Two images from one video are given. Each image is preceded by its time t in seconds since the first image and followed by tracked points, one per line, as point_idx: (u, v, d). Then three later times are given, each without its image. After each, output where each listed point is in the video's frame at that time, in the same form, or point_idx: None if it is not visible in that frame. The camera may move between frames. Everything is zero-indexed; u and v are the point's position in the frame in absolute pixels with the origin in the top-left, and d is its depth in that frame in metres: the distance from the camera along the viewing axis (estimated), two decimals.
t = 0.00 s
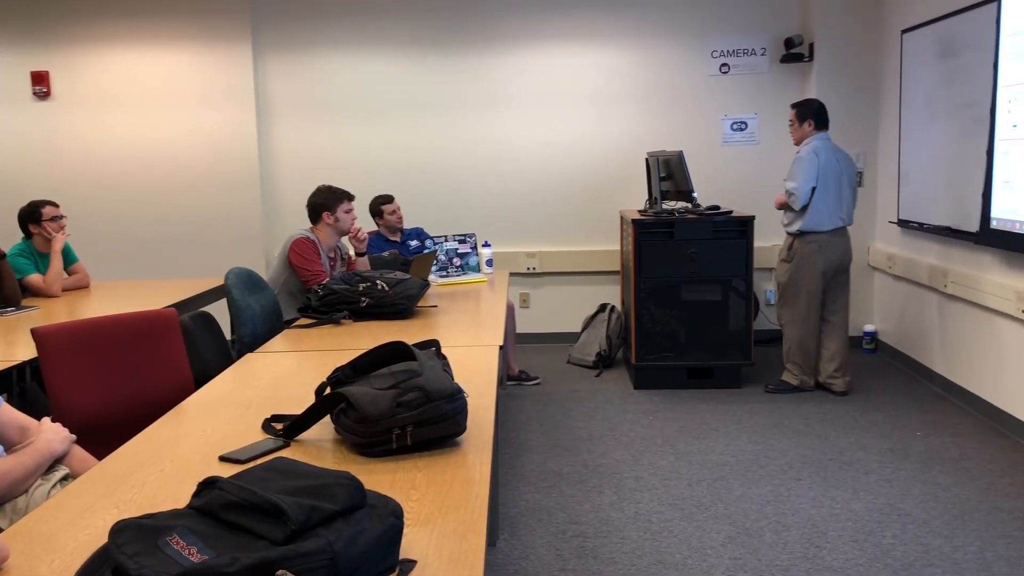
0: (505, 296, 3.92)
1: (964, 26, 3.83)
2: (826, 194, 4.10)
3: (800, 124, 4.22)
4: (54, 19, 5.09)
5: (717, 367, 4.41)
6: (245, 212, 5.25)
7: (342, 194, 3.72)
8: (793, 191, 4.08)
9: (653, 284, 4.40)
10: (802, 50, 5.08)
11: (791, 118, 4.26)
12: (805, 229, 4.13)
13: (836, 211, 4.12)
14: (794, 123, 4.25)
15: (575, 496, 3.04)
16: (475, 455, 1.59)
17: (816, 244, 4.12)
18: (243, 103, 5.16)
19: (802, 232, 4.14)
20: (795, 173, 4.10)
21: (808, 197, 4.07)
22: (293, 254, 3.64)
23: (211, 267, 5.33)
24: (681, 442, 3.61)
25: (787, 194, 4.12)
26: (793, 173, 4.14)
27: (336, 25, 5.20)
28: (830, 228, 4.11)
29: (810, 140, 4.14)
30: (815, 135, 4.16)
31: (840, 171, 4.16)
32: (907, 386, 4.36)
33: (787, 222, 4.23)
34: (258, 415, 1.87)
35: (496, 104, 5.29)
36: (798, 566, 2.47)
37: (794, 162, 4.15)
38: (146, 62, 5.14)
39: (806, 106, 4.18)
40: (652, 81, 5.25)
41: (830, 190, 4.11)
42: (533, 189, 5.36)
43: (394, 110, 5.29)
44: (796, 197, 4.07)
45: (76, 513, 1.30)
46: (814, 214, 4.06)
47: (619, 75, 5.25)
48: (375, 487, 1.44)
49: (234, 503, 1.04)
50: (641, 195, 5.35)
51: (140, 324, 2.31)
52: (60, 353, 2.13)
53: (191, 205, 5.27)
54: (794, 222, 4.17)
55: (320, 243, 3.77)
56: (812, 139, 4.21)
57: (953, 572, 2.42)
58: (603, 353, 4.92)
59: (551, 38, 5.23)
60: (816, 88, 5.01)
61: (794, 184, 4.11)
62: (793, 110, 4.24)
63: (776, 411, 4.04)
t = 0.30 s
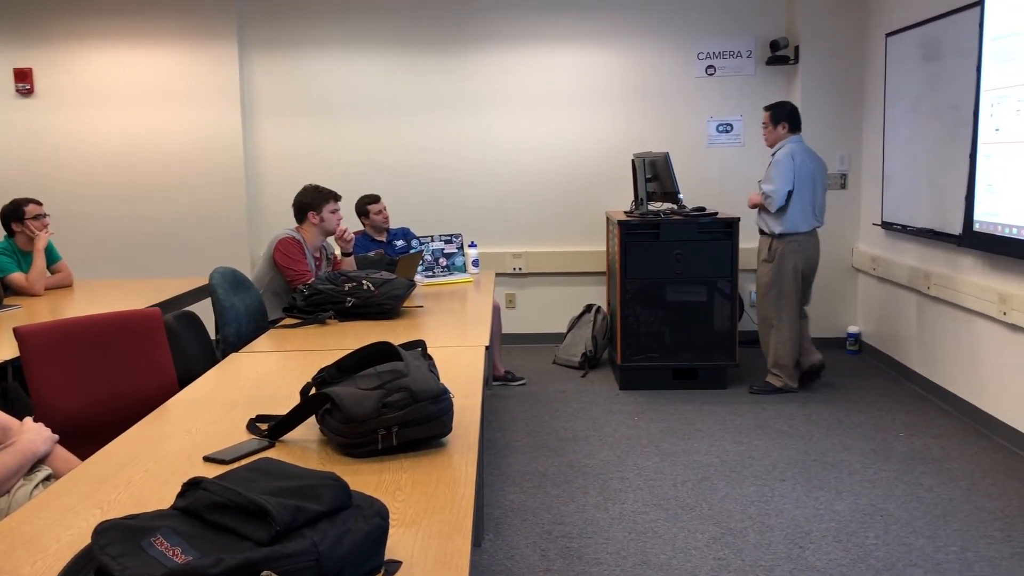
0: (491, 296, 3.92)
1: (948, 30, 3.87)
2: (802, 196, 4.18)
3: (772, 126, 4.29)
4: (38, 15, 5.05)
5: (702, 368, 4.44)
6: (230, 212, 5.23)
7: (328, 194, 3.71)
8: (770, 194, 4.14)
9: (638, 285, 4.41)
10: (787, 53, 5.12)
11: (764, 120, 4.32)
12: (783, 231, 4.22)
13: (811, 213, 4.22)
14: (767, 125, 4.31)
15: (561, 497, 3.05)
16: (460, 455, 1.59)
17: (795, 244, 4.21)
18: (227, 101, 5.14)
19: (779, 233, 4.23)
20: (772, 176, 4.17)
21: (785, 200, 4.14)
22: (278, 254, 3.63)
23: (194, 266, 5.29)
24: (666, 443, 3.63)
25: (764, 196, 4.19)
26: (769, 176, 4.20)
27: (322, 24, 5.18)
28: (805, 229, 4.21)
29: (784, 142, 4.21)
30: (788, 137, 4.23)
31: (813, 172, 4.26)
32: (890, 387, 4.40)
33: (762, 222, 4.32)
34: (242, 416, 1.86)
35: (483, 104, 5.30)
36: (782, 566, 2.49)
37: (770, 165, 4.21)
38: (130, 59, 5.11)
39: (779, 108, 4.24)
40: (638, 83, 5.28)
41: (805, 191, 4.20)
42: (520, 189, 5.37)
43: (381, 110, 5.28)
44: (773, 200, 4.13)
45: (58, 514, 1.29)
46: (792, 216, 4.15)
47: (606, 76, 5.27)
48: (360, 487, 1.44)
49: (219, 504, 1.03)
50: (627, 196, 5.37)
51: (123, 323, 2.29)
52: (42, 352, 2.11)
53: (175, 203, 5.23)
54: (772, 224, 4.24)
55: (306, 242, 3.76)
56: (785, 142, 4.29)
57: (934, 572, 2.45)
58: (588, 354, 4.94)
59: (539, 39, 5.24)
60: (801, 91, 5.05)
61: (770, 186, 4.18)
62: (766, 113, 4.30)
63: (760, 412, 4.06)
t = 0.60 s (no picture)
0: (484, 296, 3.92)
1: (940, 33, 3.89)
2: (798, 196, 4.29)
3: (756, 129, 4.38)
4: (28, 12, 5.02)
5: (693, 368, 4.45)
6: (221, 210, 5.21)
7: (320, 193, 3.69)
8: (776, 194, 4.19)
9: (630, 285, 4.43)
10: (780, 55, 5.14)
11: (748, 122, 4.39)
12: (783, 230, 4.29)
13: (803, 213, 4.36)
14: (750, 127, 4.39)
15: (552, 497, 3.05)
16: (453, 455, 1.59)
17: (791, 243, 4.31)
18: (218, 100, 5.11)
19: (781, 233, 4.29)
20: (773, 177, 4.23)
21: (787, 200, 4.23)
22: (270, 253, 3.62)
23: (185, 265, 5.27)
24: (658, 443, 3.64)
25: (767, 197, 4.22)
26: (768, 177, 4.26)
27: (315, 22, 5.17)
28: (799, 229, 4.35)
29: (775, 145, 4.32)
30: (774, 139, 4.36)
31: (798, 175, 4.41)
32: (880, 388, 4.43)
33: (751, 224, 4.39)
34: (235, 414, 1.85)
35: (476, 104, 5.29)
36: (773, 566, 2.50)
37: (768, 166, 4.28)
38: (121, 58, 5.08)
39: (763, 111, 4.35)
40: (631, 84, 5.28)
41: (799, 192, 4.32)
42: (511, 190, 5.38)
43: (372, 109, 5.27)
44: (779, 200, 4.19)
45: (49, 513, 1.29)
46: (793, 215, 4.25)
47: (599, 77, 5.27)
48: (352, 486, 1.44)
49: (212, 503, 1.03)
50: (619, 197, 5.38)
51: (115, 322, 2.28)
52: (33, 351, 2.10)
53: (165, 202, 5.21)
54: (771, 224, 4.30)
55: (298, 242, 3.75)
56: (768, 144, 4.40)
57: (925, 572, 2.46)
58: (580, 355, 4.95)
59: (532, 39, 5.24)
60: (794, 93, 5.07)
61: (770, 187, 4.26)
62: (750, 115, 4.38)
63: (752, 412, 4.08)
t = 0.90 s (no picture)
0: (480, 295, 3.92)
1: (936, 34, 3.90)
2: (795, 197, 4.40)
3: (748, 127, 4.42)
4: (24, 10, 5.01)
5: (690, 369, 4.46)
6: (217, 209, 5.20)
7: (316, 192, 3.69)
8: (783, 194, 4.25)
9: (626, 285, 4.43)
10: (777, 56, 5.15)
11: (741, 120, 4.41)
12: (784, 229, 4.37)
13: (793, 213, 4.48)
14: (742, 126, 4.41)
15: (549, 496, 3.05)
16: (450, 454, 1.59)
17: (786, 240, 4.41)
18: (215, 99, 5.11)
19: (781, 231, 4.37)
20: (778, 177, 4.29)
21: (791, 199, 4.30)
22: (267, 252, 3.61)
23: (181, 264, 5.27)
24: (654, 443, 3.64)
25: (774, 196, 4.26)
26: (772, 177, 4.31)
27: (312, 22, 5.16)
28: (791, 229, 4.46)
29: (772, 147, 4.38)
30: (765, 138, 4.43)
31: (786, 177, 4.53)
32: (876, 389, 4.44)
33: (745, 223, 4.41)
34: (232, 414, 1.85)
35: (473, 103, 5.29)
36: (769, 566, 2.51)
37: (773, 165, 4.32)
38: (117, 56, 5.08)
39: (753, 111, 4.39)
40: (628, 85, 5.29)
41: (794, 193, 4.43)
42: (507, 190, 5.38)
43: (369, 108, 5.27)
44: (786, 199, 4.26)
45: (46, 511, 1.28)
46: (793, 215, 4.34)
47: (596, 77, 5.28)
48: (349, 485, 1.44)
49: (211, 502, 1.03)
50: (616, 197, 5.38)
51: (111, 321, 2.28)
52: (29, 349, 2.10)
53: (161, 200, 5.20)
54: (773, 223, 4.34)
55: (294, 241, 3.75)
56: (757, 144, 4.46)
57: (920, 572, 2.47)
58: (577, 354, 4.95)
59: (530, 40, 5.24)
60: (790, 94, 5.07)
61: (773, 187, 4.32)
62: (743, 113, 4.40)
63: (748, 412, 4.09)
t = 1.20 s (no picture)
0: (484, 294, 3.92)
1: (940, 33, 3.90)
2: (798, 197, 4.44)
3: (749, 129, 4.41)
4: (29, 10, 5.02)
5: (694, 368, 4.45)
6: (221, 209, 5.21)
7: (321, 191, 3.69)
8: (792, 194, 4.30)
9: (630, 285, 4.43)
10: (781, 55, 5.14)
11: (741, 123, 4.40)
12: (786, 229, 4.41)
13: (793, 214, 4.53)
14: (744, 127, 4.40)
15: (553, 495, 3.06)
16: (456, 453, 1.60)
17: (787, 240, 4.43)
18: (219, 99, 5.12)
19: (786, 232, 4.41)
20: (788, 178, 4.32)
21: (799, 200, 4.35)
22: (272, 251, 3.62)
23: (186, 264, 5.28)
24: (659, 442, 3.64)
25: (785, 196, 4.29)
26: (781, 178, 4.34)
27: (317, 21, 5.17)
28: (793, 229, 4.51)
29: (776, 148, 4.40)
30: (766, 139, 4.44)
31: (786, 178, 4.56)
32: (880, 389, 4.43)
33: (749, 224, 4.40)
34: (238, 412, 1.86)
35: (477, 102, 5.29)
36: (774, 566, 2.50)
37: (781, 166, 4.35)
38: (122, 56, 5.09)
39: (754, 112, 4.39)
40: (631, 84, 5.28)
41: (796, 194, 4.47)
42: (511, 190, 5.38)
43: (373, 108, 5.27)
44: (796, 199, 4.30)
45: (54, 509, 1.29)
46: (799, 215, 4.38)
47: (600, 76, 5.28)
48: (357, 483, 1.44)
49: (221, 498, 1.03)
50: (621, 196, 5.38)
51: (117, 320, 2.28)
52: (36, 348, 2.10)
53: (166, 200, 5.21)
54: (781, 223, 4.37)
55: (299, 240, 3.76)
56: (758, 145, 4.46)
57: (925, 571, 2.46)
58: (581, 354, 4.95)
59: (534, 39, 5.24)
60: (795, 94, 5.07)
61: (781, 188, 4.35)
62: (743, 116, 4.39)
63: (752, 412, 4.08)
